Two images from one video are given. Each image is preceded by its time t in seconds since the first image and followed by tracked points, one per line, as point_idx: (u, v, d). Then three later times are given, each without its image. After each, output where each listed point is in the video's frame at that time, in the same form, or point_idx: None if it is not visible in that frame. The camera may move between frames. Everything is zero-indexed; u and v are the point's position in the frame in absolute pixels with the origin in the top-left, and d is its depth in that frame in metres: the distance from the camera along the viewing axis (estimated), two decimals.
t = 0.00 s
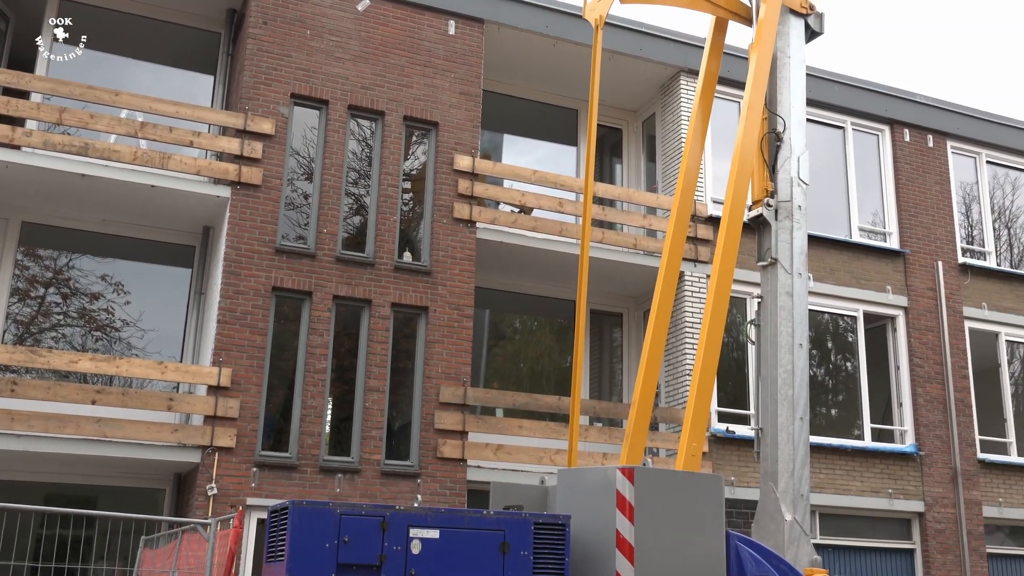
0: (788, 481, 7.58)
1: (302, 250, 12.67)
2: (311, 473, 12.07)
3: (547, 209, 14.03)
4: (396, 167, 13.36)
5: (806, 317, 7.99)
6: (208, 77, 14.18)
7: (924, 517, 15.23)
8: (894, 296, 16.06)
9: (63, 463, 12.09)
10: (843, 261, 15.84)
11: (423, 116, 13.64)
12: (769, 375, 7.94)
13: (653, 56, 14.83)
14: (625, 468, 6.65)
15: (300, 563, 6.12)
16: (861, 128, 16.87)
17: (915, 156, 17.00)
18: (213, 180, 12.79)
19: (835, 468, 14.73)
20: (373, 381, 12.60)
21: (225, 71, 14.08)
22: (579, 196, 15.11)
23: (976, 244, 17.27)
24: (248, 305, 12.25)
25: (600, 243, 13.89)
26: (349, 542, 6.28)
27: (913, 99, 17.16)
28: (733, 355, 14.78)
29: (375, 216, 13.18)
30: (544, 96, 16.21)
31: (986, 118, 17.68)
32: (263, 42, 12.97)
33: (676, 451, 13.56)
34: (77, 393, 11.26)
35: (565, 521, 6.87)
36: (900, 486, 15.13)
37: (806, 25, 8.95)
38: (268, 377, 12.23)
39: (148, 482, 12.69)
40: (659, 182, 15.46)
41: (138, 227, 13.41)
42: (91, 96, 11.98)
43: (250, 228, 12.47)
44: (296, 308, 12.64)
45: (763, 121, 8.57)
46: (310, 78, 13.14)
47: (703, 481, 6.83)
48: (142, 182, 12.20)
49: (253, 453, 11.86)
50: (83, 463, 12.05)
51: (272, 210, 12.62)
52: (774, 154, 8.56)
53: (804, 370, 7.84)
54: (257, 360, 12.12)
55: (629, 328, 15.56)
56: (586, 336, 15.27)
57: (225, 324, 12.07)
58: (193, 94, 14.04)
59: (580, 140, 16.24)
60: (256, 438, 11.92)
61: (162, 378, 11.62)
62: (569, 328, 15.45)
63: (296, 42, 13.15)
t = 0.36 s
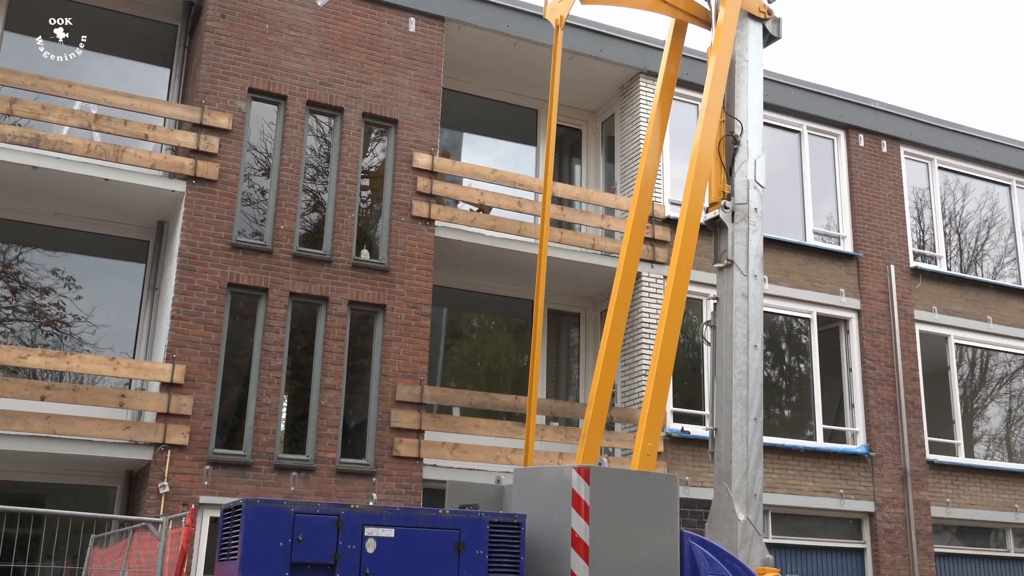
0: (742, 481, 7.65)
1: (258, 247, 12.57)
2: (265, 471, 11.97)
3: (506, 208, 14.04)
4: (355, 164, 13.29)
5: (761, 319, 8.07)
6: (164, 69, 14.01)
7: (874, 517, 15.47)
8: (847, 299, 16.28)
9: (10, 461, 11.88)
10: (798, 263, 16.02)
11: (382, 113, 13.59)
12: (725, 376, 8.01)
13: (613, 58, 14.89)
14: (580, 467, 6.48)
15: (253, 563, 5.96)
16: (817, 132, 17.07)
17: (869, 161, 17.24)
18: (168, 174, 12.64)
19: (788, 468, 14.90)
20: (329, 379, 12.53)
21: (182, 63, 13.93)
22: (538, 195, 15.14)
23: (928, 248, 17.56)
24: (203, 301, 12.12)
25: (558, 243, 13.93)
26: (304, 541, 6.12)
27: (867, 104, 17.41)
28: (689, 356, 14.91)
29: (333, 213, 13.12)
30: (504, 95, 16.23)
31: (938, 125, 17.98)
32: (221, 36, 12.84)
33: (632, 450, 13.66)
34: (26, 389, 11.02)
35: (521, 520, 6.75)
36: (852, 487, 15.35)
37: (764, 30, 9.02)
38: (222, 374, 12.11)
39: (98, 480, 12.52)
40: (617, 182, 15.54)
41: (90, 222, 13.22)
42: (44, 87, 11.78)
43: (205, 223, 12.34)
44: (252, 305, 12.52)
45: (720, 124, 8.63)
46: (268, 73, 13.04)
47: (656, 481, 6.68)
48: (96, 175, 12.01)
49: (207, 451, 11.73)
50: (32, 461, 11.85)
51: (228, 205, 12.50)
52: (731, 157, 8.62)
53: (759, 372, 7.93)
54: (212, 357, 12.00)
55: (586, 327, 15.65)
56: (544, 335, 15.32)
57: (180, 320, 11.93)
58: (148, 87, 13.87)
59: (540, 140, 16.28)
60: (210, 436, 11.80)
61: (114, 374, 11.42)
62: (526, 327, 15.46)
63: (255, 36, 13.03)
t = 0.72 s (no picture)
0: (698, 481, 7.67)
1: (216, 242, 12.44)
2: (220, 470, 11.84)
3: (466, 207, 14.02)
4: (315, 160, 13.21)
5: (719, 320, 8.10)
6: (120, 61, 13.84)
7: (827, 517, 15.66)
8: (804, 301, 16.47)
9: None
10: (755, 265, 16.17)
11: (343, 109, 13.51)
12: (683, 376, 8.05)
13: (575, 58, 14.93)
14: (539, 466, 6.38)
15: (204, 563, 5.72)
16: (775, 135, 17.25)
17: (826, 165, 17.45)
18: (125, 168, 12.47)
19: (744, 468, 15.03)
20: (286, 376, 12.43)
21: (139, 56, 13.83)
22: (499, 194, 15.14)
23: (883, 252, 17.81)
24: (158, 297, 11.96)
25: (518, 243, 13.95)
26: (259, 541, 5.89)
27: (825, 109, 17.62)
28: (648, 356, 14.99)
29: (292, 210, 13.02)
30: (466, 94, 16.21)
31: (893, 130, 18.25)
32: (180, 29, 12.70)
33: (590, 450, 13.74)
34: None
35: (479, 519, 6.64)
36: (806, 487, 15.53)
37: (725, 33, 9.08)
38: (178, 371, 11.97)
39: (49, 478, 12.32)
40: (578, 183, 15.60)
41: (44, 215, 13.00)
42: None
43: (162, 218, 12.19)
44: (209, 301, 12.38)
45: (681, 126, 8.68)
46: (227, 67, 12.91)
47: (614, 481, 6.60)
48: (50, 167, 11.81)
49: (161, 449, 11.58)
50: None
51: (186, 200, 12.35)
52: (691, 159, 8.67)
53: (716, 372, 7.93)
54: (167, 353, 11.85)
55: (545, 327, 15.67)
56: (503, 334, 15.31)
57: (134, 316, 11.77)
58: (104, 79, 13.69)
59: (501, 139, 16.28)
60: (164, 433, 11.65)
61: (67, 370, 11.19)
62: (486, 327, 15.44)
63: (214, 29, 12.90)
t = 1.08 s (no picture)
0: (657, 480, 7.71)
1: (174, 238, 12.30)
2: (177, 467, 11.71)
3: (429, 205, 13.99)
4: (276, 156, 13.12)
5: (679, 321, 8.16)
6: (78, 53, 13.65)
7: (784, 517, 15.83)
8: (763, 302, 16.63)
9: None
10: (716, 267, 16.31)
11: (305, 105, 13.43)
12: (643, 377, 8.08)
13: (539, 58, 14.95)
14: (499, 465, 6.36)
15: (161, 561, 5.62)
16: (737, 138, 17.39)
17: (785, 168, 17.65)
18: (82, 161, 12.30)
19: (703, 468, 15.15)
20: (245, 373, 12.34)
21: (98, 48, 13.67)
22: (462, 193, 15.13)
23: (841, 255, 18.03)
24: (115, 292, 11.81)
25: (480, 241, 13.95)
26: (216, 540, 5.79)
27: (786, 112, 17.80)
28: (608, 356, 15.06)
29: (253, 205, 12.92)
30: (430, 92, 16.17)
31: (852, 134, 18.48)
32: (139, 21, 12.55)
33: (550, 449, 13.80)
34: None
35: (438, 518, 6.61)
36: (763, 487, 15.68)
37: (688, 35, 9.14)
38: (135, 367, 11.82)
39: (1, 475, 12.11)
40: (540, 182, 15.65)
41: None
42: None
43: (120, 212, 12.04)
44: (167, 297, 12.24)
45: (643, 127, 8.73)
46: (188, 60, 12.77)
47: (574, 480, 6.63)
48: (5, 159, 11.62)
49: (116, 446, 11.43)
50: None
51: (144, 194, 12.21)
52: (653, 160, 8.71)
53: (676, 372, 8.00)
54: (124, 349, 11.71)
55: (507, 326, 15.69)
56: (464, 332, 15.29)
57: (90, 311, 11.61)
58: (62, 70, 13.49)
59: (465, 138, 16.26)
60: (120, 431, 11.49)
61: (20, 366, 11.00)
62: (447, 325, 15.43)
63: (175, 22, 12.77)
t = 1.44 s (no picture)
0: (619, 479, 7.73)
1: (135, 233, 12.15)
2: (135, 465, 11.57)
3: (393, 203, 13.95)
4: (239, 152, 13.01)
5: (642, 321, 8.20)
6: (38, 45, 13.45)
7: (744, 516, 15.96)
8: (726, 303, 16.76)
9: None
10: (680, 268, 16.40)
11: (269, 101, 13.33)
12: (606, 376, 8.10)
13: (506, 57, 14.96)
14: (462, 464, 6.33)
15: (119, 560, 5.51)
16: (701, 140, 17.51)
17: (749, 170, 17.80)
18: (41, 154, 12.11)
19: (665, 468, 15.23)
20: (206, 371, 12.22)
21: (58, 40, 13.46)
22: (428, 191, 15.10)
23: (803, 257, 18.21)
24: (74, 288, 11.65)
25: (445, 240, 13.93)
26: (175, 539, 5.69)
27: (750, 115, 17.95)
28: (572, 356, 15.10)
29: (215, 201, 12.80)
30: (395, 89, 16.12)
31: (815, 138, 18.68)
32: (101, 13, 12.39)
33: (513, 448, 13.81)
34: None
35: (400, 517, 6.51)
36: (724, 486, 15.80)
37: (654, 37, 9.18)
38: (93, 364, 11.66)
39: None
40: (506, 182, 15.65)
41: None
42: None
43: (79, 207, 11.87)
44: (127, 293, 12.09)
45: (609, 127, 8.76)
46: (151, 54, 12.63)
47: (536, 479, 6.62)
48: None
49: (74, 444, 11.26)
50: None
51: (105, 189, 12.05)
52: (618, 160, 8.75)
53: (639, 372, 8.03)
54: (82, 346, 11.54)
55: (471, 325, 15.68)
56: (428, 331, 15.25)
57: (48, 306, 11.44)
58: (21, 62, 13.29)
59: (431, 136, 16.23)
60: (78, 428, 11.33)
61: None
62: (411, 324, 15.39)
63: (138, 15, 12.62)
